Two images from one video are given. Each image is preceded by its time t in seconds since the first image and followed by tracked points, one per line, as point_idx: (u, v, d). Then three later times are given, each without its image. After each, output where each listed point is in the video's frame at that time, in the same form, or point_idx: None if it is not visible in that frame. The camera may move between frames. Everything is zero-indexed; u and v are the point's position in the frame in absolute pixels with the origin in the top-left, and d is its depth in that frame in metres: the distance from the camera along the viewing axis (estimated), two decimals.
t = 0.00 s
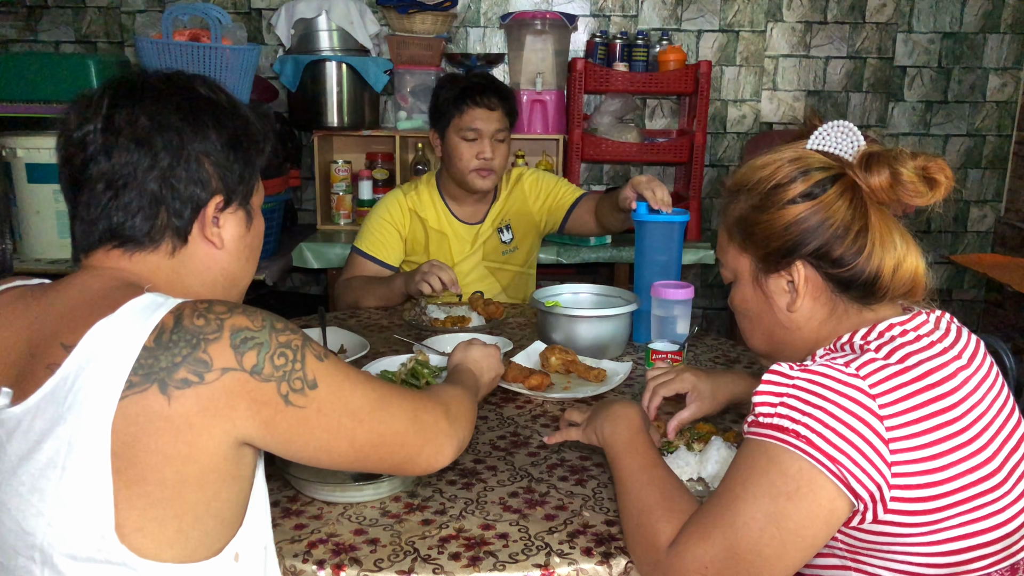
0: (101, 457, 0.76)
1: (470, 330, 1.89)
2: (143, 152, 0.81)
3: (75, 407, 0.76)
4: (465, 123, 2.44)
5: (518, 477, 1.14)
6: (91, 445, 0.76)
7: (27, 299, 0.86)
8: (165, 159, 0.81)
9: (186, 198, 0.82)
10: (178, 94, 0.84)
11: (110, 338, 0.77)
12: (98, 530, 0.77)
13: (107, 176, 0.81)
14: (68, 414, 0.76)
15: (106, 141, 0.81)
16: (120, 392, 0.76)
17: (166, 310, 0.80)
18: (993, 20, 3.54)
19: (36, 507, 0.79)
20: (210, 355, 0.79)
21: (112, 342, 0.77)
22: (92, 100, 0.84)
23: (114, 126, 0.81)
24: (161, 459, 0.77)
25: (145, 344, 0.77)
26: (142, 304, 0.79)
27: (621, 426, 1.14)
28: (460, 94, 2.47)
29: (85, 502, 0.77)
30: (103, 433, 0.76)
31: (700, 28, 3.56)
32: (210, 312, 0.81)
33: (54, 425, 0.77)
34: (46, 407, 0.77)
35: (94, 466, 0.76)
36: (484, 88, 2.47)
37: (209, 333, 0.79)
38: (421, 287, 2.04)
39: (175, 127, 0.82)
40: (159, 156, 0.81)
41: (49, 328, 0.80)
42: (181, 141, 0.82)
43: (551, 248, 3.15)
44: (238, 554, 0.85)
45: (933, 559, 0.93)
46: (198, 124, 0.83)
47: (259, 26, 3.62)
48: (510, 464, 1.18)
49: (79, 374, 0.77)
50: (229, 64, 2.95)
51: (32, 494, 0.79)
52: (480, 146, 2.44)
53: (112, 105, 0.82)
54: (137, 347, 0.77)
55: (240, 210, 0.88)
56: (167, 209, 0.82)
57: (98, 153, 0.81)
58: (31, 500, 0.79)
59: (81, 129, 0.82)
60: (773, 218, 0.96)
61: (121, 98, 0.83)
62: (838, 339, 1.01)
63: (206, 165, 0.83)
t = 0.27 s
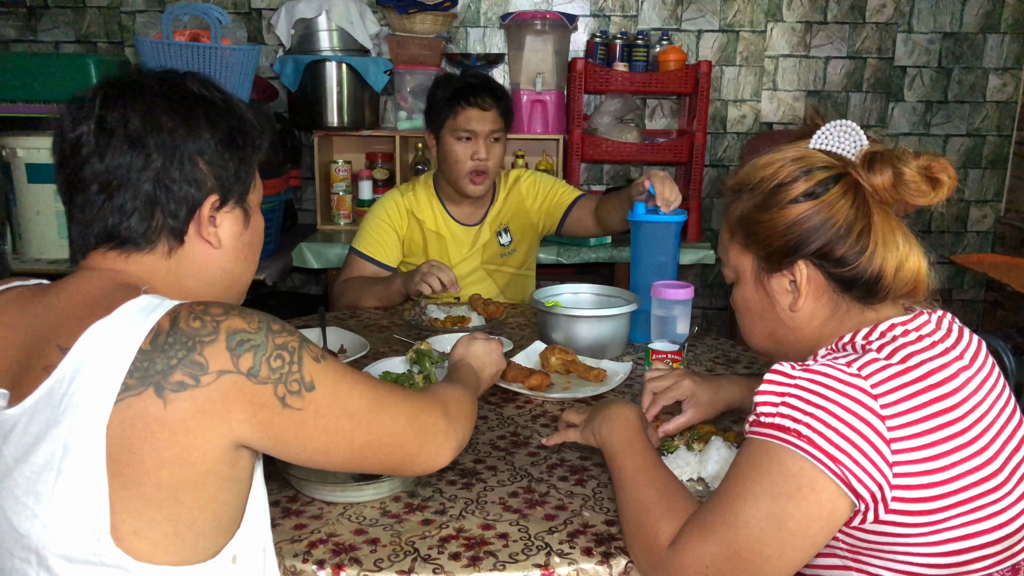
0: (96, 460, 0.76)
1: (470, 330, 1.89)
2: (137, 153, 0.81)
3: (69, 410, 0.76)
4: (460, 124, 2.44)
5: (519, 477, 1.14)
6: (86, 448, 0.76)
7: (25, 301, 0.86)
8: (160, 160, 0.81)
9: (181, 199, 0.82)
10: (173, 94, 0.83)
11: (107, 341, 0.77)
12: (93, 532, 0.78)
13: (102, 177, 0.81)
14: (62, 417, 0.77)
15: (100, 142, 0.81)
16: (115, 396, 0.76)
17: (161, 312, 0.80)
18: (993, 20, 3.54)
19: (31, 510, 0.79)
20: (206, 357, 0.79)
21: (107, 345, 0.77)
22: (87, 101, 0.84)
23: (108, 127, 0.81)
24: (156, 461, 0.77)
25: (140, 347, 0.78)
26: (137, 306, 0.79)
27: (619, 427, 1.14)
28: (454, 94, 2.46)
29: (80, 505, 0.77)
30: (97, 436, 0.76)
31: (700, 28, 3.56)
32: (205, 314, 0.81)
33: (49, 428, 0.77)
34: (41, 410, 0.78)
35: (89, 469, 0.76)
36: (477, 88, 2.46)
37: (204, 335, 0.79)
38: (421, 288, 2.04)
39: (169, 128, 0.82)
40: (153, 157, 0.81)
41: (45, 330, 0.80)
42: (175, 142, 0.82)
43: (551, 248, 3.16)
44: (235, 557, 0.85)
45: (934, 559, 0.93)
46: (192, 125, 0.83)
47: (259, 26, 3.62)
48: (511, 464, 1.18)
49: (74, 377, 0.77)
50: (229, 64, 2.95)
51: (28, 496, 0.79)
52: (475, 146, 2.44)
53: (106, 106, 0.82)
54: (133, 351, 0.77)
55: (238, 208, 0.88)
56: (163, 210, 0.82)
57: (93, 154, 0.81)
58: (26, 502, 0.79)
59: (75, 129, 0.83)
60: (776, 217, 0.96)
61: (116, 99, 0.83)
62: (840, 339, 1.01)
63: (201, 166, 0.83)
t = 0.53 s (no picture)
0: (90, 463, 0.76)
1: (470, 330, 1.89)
2: (138, 154, 0.81)
3: (65, 411, 0.76)
4: (458, 123, 2.44)
5: (518, 477, 1.14)
6: (80, 450, 0.76)
7: (24, 301, 0.86)
8: (161, 163, 0.81)
9: (180, 201, 0.82)
10: (176, 98, 0.84)
11: (102, 342, 0.77)
12: (86, 536, 0.77)
13: (104, 177, 0.82)
14: (57, 418, 0.76)
15: (104, 142, 0.81)
16: (110, 398, 0.76)
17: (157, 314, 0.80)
18: (993, 20, 3.54)
19: (24, 512, 0.79)
20: (203, 360, 0.78)
21: (103, 347, 0.77)
22: (93, 102, 0.84)
23: (112, 128, 0.82)
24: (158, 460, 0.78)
25: (137, 349, 0.78)
26: (134, 308, 0.79)
27: (617, 428, 1.14)
28: (453, 93, 2.46)
29: (74, 508, 0.77)
30: (92, 438, 0.76)
31: (700, 28, 3.56)
32: (202, 316, 0.81)
33: (43, 430, 0.77)
34: (36, 412, 0.77)
35: (84, 471, 0.76)
36: (478, 87, 2.46)
37: (201, 338, 0.79)
38: (421, 289, 2.05)
39: (172, 131, 0.82)
40: (154, 159, 0.81)
41: (42, 331, 0.80)
42: (177, 145, 0.82)
43: (551, 248, 3.16)
44: (231, 559, 0.86)
45: (935, 559, 0.93)
46: (195, 128, 0.83)
47: (259, 25, 3.62)
48: (510, 464, 1.18)
49: (70, 378, 0.77)
50: (229, 64, 2.95)
51: (21, 498, 0.79)
52: (474, 146, 2.44)
53: (111, 107, 0.83)
54: (128, 353, 0.77)
55: (240, 215, 0.88)
56: (162, 212, 0.82)
57: (96, 154, 0.81)
58: (19, 504, 0.79)
59: (83, 129, 0.83)
60: (780, 216, 0.96)
61: (120, 100, 0.83)
62: (841, 339, 1.01)
63: (202, 169, 0.83)
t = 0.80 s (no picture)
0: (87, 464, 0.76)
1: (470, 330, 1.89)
2: (147, 157, 0.81)
3: (62, 412, 0.76)
4: (458, 123, 2.44)
5: (519, 477, 1.14)
6: (77, 451, 0.76)
7: (25, 301, 0.86)
8: (170, 167, 0.81)
9: (186, 207, 0.82)
10: (186, 105, 0.84)
11: (100, 343, 0.77)
12: (84, 537, 0.77)
13: (112, 178, 0.82)
14: (54, 419, 0.77)
15: (114, 145, 0.82)
16: (108, 399, 0.76)
17: (161, 316, 0.80)
18: (993, 20, 3.54)
19: (21, 513, 0.79)
20: (201, 361, 0.78)
21: (102, 347, 0.77)
22: (108, 105, 0.85)
23: (124, 130, 0.82)
24: (164, 461, 0.78)
25: (134, 350, 0.78)
26: (132, 310, 0.79)
27: (617, 428, 1.14)
28: (453, 93, 2.46)
29: (70, 509, 0.77)
30: (89, 439, 0.76)
31: (700, 28, 3.56)
32: (200, 317, 0.81)
33: (40, 431, 0.77)
34: (33, 412, 0.78)
35: (81, 472, 0.76)
36: (478, 88, 2.46)
37: (199, 339, 0.79)
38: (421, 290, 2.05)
39: (183, 137, 0.82)
40: (163, 162, 0.81)
41: (44, 331, 0.80)
42: (187, 150, 0.82)
43: (551, 248, 3.16)
44: (228, 563, 0.86)
45: (935, 560, 0.93)
46: (206, 134, 0.83)
47: (259, 25, 3.62)
48: (511, 464, 1.18)
49: (68, 379, 0.77)
50: (229, 64, 2.95)
51: (18, 499, 0.79)
52: (473, 145, 2.44)
53: (124, 111, 0.83)
54: (126, 353, 0.77)
55: (244, 224, 0.88)
56: (167, 215, 0.82)
57: (106, 157, 0.82)
58: (16, 505, 0.79)
59: (96, 131, 0.84)
60: (782, 215, 0.96)
61: (134, 104, 0.83)
62: (841, 339, 1.02)
63: (210, 176, 0.83)
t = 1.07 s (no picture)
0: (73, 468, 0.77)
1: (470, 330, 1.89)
2: (153, 158, 0.82)
3: (46, 415, 0.77)
4: (456, 122, 2.44)
5: (518, 477, 1.14)
6: (62, 453, 0.76)
7: (25, 300, 0.86)
8: (174, 168, 0.82)
9: (188, 210, 0.83)
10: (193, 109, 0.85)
11: (85, 345, 0.78)
12: (70, 540, 0.78)
13: (116, 176, 0.82)
14: (39, 422, 0.77)
15: (120, 144, 0.82)
16: (92, 402, 0.76)
17: (163, 315, 0.81)
18: (993, 19, 3.54)
19: (9, 517, 0.79)
20: (183, 364, 0.78)
21: (87, 350, 0.78)
22: (118, 107, 0.86)
23: (131, 130, 0.82)
24: (166, 461, 0.78)
25: (118, 353, 0.78)
26: (119, 312, 0.80)
27: (616, 428, 1.14)
28: (452, 92, 2.46)
29: (57, 513, 0.77)
30: (73, 441, 0.76)
31: (700, 28, 3.56)
32: (186, 321, 0.81)
33: (26, 433, 0.78)
34: (19, 416, 0.78)
35: (66, 475, 0.77)
36: (474, 87, 2.46)
37: (183, 342, 0.79)
38: (422, 290, 2.05)
39: (189, 140, 0.83)
40: (168, 163, 0.82)
41: (42, 328, 0.80)
42: (193, 153, 0.83)
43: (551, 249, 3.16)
44: (222, 568, 0.86)
45: (936, 561, 0.93)
46: (213, 139, 0.84)
47: (259, 25, 3.62)
48: (511, 464, 1.18)
49: (51, 381, 0.77)
50: (230, 64, 2.95)
51: (6, 502, 0.79)
52: (471, 145, 2.43)
53: (133, 113, 0.84)
54: (110, 356, 0.77)
55: (244, 230, 0.88)
56: (168, 216, 0.82)
57: (111, 155, 0.82)
58: (4, 508, 0.80)
59: (103, 132, 0.84)
60: (781, 216, 0.96)
61: (143, 107, 0.84)
62: (841, 340, 1.01)
63: (214, 180, 0.83)
